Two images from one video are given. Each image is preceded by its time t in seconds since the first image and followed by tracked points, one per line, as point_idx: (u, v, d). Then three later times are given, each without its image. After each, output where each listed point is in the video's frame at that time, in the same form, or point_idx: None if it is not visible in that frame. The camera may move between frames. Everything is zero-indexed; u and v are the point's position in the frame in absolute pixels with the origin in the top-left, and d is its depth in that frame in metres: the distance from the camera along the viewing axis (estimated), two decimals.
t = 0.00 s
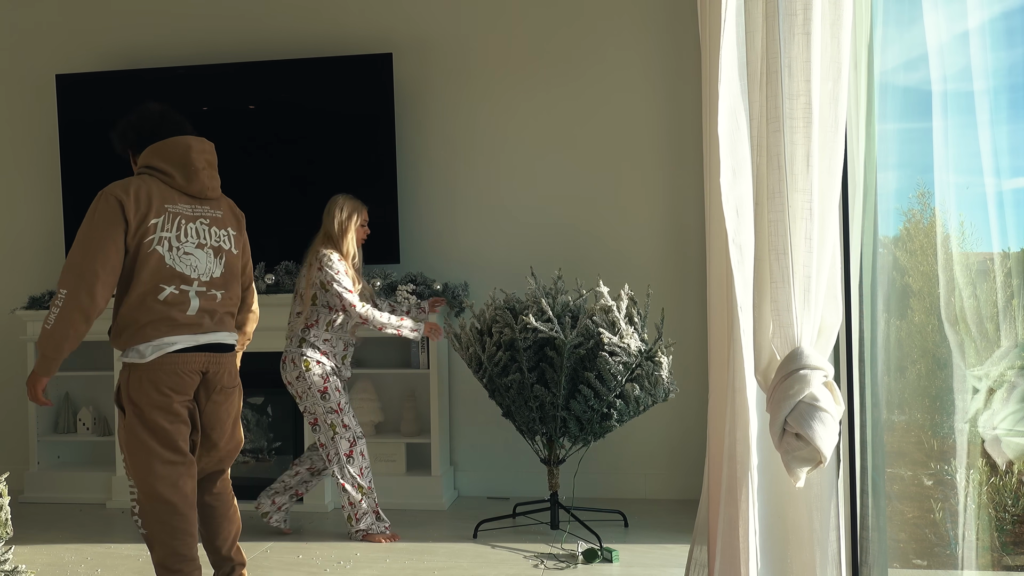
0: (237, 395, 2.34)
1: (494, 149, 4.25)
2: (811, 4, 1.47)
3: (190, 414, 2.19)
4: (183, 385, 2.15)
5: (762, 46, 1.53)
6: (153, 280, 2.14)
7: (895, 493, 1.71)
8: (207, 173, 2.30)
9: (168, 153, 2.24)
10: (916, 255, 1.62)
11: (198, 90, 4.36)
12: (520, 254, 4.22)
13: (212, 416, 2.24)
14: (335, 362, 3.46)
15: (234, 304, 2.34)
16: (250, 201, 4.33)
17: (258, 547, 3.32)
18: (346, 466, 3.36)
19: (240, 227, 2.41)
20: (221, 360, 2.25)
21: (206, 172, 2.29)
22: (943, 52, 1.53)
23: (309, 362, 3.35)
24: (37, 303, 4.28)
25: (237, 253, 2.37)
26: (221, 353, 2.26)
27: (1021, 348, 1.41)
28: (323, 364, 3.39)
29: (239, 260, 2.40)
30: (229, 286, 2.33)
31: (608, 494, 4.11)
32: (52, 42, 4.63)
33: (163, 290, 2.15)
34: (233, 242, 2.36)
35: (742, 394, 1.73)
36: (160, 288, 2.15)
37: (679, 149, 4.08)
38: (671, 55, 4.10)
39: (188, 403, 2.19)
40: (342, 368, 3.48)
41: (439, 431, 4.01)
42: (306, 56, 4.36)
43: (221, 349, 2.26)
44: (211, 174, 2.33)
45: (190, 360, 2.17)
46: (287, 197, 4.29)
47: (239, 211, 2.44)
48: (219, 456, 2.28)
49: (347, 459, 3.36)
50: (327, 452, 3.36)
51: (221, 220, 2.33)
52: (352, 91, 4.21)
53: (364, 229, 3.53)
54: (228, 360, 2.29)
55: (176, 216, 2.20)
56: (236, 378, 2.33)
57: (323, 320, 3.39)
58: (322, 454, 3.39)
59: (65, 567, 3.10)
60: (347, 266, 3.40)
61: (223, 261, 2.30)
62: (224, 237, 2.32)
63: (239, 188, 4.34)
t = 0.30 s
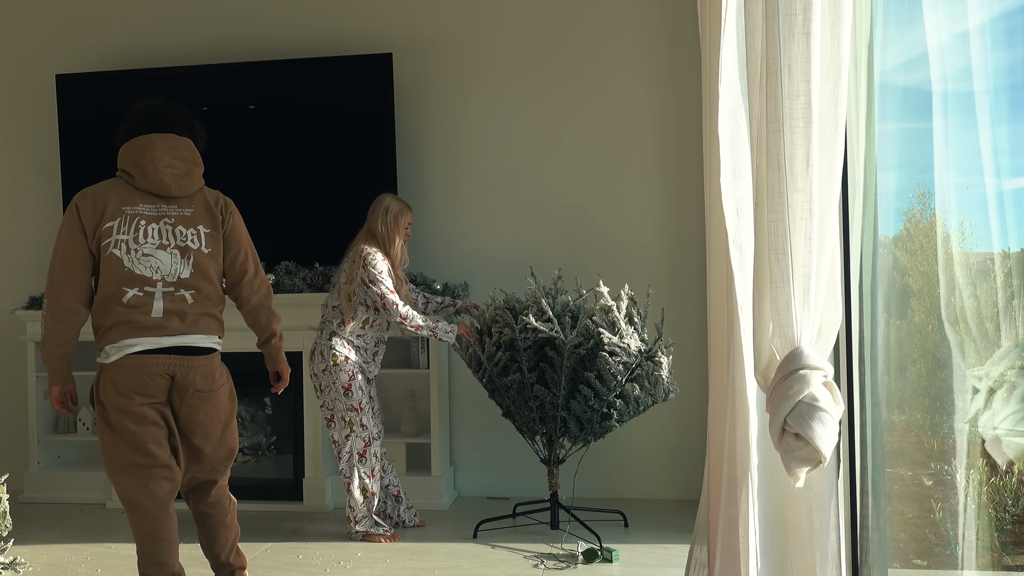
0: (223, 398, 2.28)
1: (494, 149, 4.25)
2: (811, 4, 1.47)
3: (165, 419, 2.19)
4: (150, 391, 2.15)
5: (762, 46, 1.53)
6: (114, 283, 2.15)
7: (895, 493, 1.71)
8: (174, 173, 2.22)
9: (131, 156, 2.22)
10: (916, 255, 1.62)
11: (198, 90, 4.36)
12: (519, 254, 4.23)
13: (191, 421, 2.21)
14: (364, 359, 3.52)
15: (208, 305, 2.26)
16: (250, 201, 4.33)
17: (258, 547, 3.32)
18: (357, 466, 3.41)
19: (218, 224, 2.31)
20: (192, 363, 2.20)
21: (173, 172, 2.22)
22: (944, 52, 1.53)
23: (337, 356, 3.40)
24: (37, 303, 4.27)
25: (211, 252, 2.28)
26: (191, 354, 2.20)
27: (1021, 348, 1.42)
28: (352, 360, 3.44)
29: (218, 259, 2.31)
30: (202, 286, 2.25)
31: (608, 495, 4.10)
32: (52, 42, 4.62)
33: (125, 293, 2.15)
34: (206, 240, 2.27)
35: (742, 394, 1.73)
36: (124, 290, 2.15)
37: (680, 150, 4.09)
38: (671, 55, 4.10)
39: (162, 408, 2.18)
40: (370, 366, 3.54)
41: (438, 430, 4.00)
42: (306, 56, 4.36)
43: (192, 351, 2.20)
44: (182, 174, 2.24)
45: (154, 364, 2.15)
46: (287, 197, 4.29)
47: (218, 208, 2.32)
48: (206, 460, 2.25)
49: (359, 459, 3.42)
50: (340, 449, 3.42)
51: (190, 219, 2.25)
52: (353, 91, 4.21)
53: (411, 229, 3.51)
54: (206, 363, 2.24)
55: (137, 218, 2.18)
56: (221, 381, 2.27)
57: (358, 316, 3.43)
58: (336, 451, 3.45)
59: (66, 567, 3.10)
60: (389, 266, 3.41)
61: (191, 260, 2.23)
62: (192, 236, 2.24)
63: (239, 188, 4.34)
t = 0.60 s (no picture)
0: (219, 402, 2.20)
1: (494, 149, 4.25)
2: (811, 4, 1.47)
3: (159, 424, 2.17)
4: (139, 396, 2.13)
5: (762, 46, 1.53)
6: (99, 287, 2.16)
7: (895, 493, 1.71)
8: (149, 171, 2.15)
9: (111, 156, 2.19)
10: (916, 255, 1.62)
11: (198, 90, 4.36)
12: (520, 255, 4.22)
13: (185, 426, 2.17)
14: (377, 358, 3.48)
15: (187, 304, 2.17)
16: (251, 200, 4.33)
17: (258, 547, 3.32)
18: (359, 463, 3.44)
19: (196, 219, 2.19)
20: (177, 366, 2.15)
21: (150, 170, 2.15)
22: (944, 52, 1.52)
23: (348, 353, 3.44)
24: (37, 303, 4.26)
25: (188, 249, 2.17)
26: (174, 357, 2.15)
27: (1021, 348, 1.42)
28: (362, 358, 3.45)
29: (198, 256, 2.19)
30: (181, 284, 2.16)
31: (608, 495, 4.10)
32: (52, 42, 4.63)
33: (109, 296, 2.14)
34: (183, 237, 2.17)
35: (742, 394, 1.73)
36: (107, 293, 2.14)
37: (679, 150, 4.08)
38: (671, 55, 4.10)
39: (155, 413, 2.16)
40: (383, 365, 3.49)
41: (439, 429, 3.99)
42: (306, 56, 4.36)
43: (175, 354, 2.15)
44: (160, 171, 2.17)
45: (139, 369, 2.13)
46: (286, 197, 4.29)
47: (198, 203, 2.20)
48: (204, 465, 2.21)
49: (361, 457, 3.45)
50: (344, 446, 3.46)
51: (165, 216, 2.16)
52: (352, 91, 4.21)
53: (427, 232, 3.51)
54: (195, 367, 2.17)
55: (114, 220, 2.15)
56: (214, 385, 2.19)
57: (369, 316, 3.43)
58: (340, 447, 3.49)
59: (65, 567, 3.10)
60: (395, 266, 3.43)
61: (168, 259, 2.14)
62: (167, 234, 2.15)
63: (239, 188, 4.34)
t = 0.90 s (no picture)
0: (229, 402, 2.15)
1: (494, 149, 4.25)
2: (811, 4, 1.47)
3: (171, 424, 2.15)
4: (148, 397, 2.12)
5: (762, 46, 1.53)
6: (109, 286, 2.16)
7: (895, 493, 1.71)
8: (156, 168, 2.12)
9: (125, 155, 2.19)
10: (916, 255, 1.63)
11: (197, 90, 4.36)
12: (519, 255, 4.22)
13: (195, 426, 2.14)
14: (380, 358, 3.48)
15: (189, 303, 2.12)
16: (251, 200, 4.33)
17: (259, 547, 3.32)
18: (354, 462, 3.45)
19: (200, 216, 2.12)
20: (182, 365, 2.11)
21: (156, 167, 2.12)
22: (944, 53, 1.53)
23: (349, 350, 3.45)
24: (37, 303, 4.26)
25: (191, 246, 2.11)
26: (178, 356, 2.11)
27: (1021, 348, 1.43)
28: (364, 358, 3.45)
29: (202, 254, 2.13)
30: (184, 283, 2.11)
31: (607, 495, 4.10)
32: (52, 42, 4.63)
33: (117, 295, 2.14)
34: (187, 234, 2.11)
35: (742, 394, 1.73)
36: (117, 292, 2.14)
37: (679, 150, 4.09)
38: (671, 56, 4.10)
39: (166, 413, 2.14)
40: (386, 365, 3.49)
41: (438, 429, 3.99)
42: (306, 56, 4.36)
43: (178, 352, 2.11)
44: (167, 168, 2.13)
45: (145, 369, 2.11)
46: (287, 197, 4.29)
47: (204, 199, 2.14)
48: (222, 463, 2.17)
49: (355, 456, 3.45)
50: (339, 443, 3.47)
51: (170, 213, 2.12)
52: (353, 91, 4.21)
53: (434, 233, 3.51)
54: (201, 366, 2.12)
55: (122, 219, 2.14)
56: (223, 385, 2.14)
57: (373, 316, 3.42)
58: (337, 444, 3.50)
59: (66, 567, 3.10)
60: (400, 268, 3.43)
61: (171, 256, 2.10)
62: (170, 231, 2.10)
63: (239, 188, 4.34)
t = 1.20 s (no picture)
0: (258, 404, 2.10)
1: (493, 149, 4.25)
2: (812, 4, 1.48)
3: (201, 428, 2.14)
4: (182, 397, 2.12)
5: (762, 46, 1.53)
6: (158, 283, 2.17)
7: (895, 493, 1.71)
8: (208, 168, 2.14)
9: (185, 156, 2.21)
10: (916, 255, 1.63)
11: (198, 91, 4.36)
12: (519, 255, 4.22)
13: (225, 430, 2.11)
14: (383, 358, 3.48)
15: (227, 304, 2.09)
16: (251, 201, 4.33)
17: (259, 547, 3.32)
18: (353, 461, 3.45)
19: (245, 216, 2.11)
20: (213, 364, 2.09)
21: (209, 166, 2.14)
22: (944, 52, 1.53)
23: (352, 350, 3.45)
24: (37, 303, 4.26)
25: (235, 247, 2.10)
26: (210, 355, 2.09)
27: (1021, 348, 1.42)
28: (367, 357, 3.45)
29: (244, 255, 2.11)
30: (224, 283, 2.09)
31: (607, 495, 4.11)
32: (52, 42, 4.63)
33: (165, 292, 2.15)
34: (231, 235, 2.10)
35: (742, 394, 1.73)
36: (165, 289, 2.15)
37: (679, 149, 4.09)
38: (670, 56, 4.10)
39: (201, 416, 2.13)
40: (389, 365, 3.50)
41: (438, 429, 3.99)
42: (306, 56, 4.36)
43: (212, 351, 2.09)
44: (218, 168, 2.14)
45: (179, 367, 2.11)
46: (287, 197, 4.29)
47: (250, 200, 2.13)
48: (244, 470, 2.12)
49: (354, 455, 3.45)
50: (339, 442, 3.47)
51: (217, 213, 2.11)
52: (353, 91, 4.21)
53: (437, 233, 3.51)
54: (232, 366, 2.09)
55: (174, 217, 2.15)
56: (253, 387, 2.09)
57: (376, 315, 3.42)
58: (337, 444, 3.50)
59: (66, 567, 3.10)
60: (402, 267, 3.42)
61: (213, 256, 2.09)
62: (216, 231, 2.10)
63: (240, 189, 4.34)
